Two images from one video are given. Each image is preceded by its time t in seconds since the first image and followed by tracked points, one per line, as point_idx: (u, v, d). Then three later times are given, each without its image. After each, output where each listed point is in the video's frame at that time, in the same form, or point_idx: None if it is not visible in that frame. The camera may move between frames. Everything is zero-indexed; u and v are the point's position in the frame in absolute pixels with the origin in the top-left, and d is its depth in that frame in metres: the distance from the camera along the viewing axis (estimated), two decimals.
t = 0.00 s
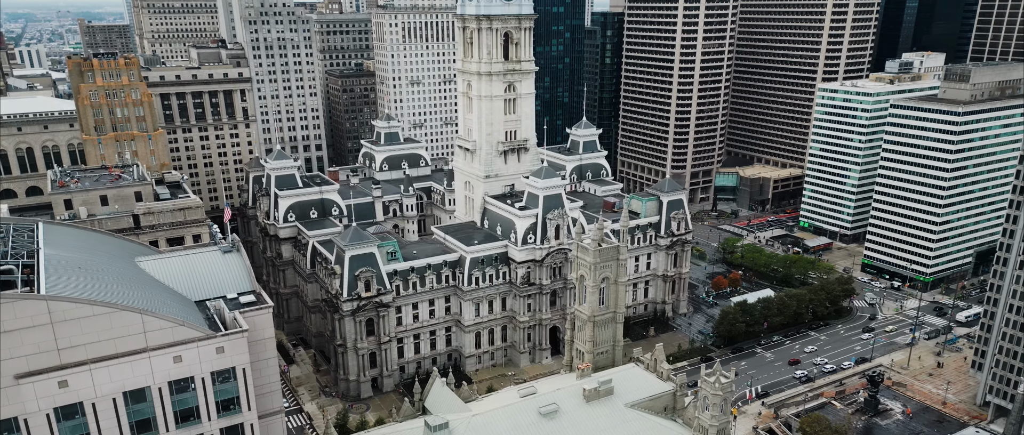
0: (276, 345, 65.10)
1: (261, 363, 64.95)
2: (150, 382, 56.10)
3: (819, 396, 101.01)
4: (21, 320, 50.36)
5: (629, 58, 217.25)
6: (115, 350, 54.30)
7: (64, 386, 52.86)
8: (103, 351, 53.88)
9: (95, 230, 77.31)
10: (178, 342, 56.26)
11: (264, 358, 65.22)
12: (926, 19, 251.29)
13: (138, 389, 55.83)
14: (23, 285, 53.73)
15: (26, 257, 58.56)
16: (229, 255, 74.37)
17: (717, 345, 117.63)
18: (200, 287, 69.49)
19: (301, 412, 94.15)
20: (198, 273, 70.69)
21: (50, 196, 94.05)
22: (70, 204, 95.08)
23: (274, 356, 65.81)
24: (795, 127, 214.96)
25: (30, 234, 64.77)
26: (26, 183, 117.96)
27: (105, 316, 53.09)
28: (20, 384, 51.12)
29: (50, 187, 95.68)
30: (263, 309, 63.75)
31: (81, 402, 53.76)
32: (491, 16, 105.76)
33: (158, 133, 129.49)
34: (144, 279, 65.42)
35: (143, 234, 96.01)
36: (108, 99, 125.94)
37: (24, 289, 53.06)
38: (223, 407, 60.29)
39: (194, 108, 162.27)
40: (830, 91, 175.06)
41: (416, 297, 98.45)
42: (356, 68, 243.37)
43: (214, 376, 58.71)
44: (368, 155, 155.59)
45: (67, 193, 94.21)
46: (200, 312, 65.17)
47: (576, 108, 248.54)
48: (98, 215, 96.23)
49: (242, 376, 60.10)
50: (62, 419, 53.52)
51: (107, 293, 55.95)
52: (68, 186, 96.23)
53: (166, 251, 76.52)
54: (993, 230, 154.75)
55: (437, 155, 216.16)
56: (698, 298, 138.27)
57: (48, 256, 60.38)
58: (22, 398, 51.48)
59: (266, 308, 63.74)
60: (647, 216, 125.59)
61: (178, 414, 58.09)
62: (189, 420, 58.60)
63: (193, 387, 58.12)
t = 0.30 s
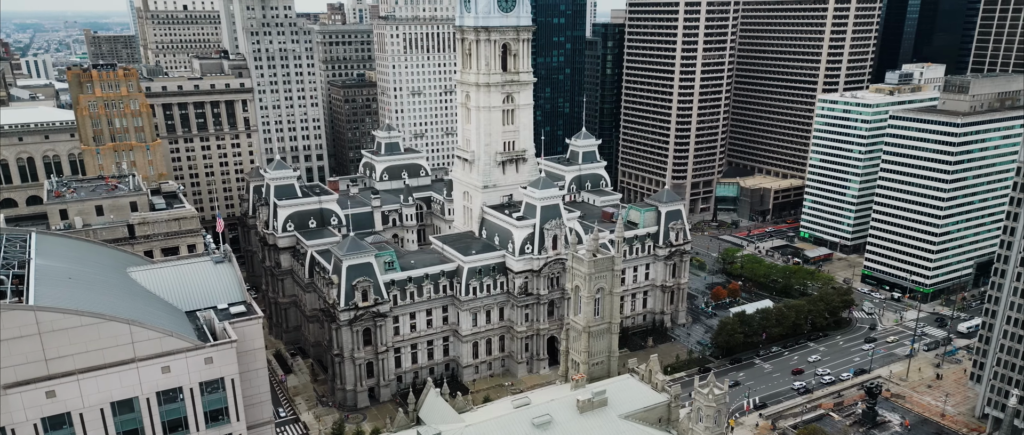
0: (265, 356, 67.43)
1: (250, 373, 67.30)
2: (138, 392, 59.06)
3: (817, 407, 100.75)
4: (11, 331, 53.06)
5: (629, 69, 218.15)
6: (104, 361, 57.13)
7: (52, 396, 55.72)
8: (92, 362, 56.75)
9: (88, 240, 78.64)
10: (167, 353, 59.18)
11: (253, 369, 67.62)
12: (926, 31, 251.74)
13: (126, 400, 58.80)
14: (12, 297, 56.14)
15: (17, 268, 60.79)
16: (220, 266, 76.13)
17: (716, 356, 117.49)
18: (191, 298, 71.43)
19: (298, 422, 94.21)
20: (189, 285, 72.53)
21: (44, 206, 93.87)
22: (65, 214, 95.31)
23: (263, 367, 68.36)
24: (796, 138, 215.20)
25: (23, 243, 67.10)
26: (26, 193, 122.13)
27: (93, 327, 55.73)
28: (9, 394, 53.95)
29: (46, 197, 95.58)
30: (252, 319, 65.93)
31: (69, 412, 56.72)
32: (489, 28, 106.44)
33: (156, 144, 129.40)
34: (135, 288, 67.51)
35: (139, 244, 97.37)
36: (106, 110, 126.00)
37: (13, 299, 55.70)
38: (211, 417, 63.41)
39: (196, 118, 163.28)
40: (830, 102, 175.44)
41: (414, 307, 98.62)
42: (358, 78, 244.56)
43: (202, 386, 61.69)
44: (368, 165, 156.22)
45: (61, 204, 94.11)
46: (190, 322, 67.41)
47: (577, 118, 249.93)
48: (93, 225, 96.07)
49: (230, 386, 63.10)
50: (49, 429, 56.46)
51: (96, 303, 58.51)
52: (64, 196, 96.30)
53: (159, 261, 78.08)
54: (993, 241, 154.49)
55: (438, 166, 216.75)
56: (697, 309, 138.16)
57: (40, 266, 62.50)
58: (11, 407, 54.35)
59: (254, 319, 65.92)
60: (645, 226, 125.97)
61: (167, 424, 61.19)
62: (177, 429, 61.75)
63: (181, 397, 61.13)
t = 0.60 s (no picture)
0: (255, 366, 69.13)
1: (240, 384, 68.90)
2: (127, 403, 59.87)
3: (817, 419, 100.37)
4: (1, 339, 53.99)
5: (631, 79, 218.95)
6: (93, 371, 57.92)
7: (41, 406, 56.54)
8: (82, 372, 57.52)
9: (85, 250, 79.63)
10: (157, 363, 60.06)
11: (243, 379, 69.23)
12: (929, 42, 252.01)
13: (115, 410, 59.60)
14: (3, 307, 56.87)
15: (10, 277, 61.64)
16: (213, 276, 76.79)
17: (716, 367, 117.18)
18: (183, 308, 71.77)
19: (295, 431, 94.23)
20: (181, 294, 73.02)
21: (42, 216, 94.65)
22: (62, 224, 96.06)
23: (254, 377, 69.88)
24: (798, 148, 215.35)
25: (16, 253, 68.12)
26: (29, 201, 123.76)
27: (83, 337, 56.63)
28: None
29: (44, 207, 96.47)
30: (243, 330, 67.71)
31: (59, 422, 57.45)
32: (489, 40, 107.18)
33: (156, 154, 130.42)
34: (127, 299, 68.09)
35: (135, 254, 97.23)
36: (107, 120, 126.28)
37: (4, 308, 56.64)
38: (202, 427, 64.30)
39: (199, 128, 164.44)
40: (832, 113, 175.60)
41: (413, 317, 98.84)
42: (361, 88, 246.12)
43: (192, 396, 62.55)
44: (370, 175, 156.94)
45: (59, 214, 95.00)
46: (181, 332, 67.79)
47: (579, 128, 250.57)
48: (90, 235, 96.77)
49: (220, 396, 63.94)
50: None
51: (86, 313, 59.46)
52: (62, 206, 97.22)
53: (153, 271, 78.83)
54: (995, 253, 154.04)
55: (439, 175, 217.43)
56: (697, 320, 137.91)
57: (32, 276, 63.19)
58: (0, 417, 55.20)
59: (245, 329, 67.66)
60: (645, 236, 126.27)
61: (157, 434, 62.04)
62: None
63: (171, 407, 61.94)
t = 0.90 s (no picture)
0: (247, 376, 69.58)
1: (232, 393, 69.32)
2: (118, 412, 60.28)
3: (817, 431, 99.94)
4: None
5: (634, 90, 219.60)
6: (85, 380, 58.41)
7: (32, 415, 57.05)
8: (73, 381, 58.01)
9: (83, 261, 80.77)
10: (149, 373, 60.49)
11: (236, 389, 69.69)
12: (934, 53, 251.49)
13: (106, 419, 60.03)
14: None
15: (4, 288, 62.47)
16: (208, 285, 77.31)
17: (717, 377, 116.79)
18: (175, 319, 72.44)
19: None
20: (175, 304, 73.70)
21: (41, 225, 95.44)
22: (60, 233, 96.56)
23: (246, 387, 70.21)
24: (801, 159, 215.13)
25: (12, 264, 69.17)
26: (33, 210, 122.54)
27: (74, 346, 57.18)
28: None
29: (43, 216, 97.49)
30: (236, 340, 68.16)
31: (50, 431, 57.93)
32: (489, 50, 107.81)
33: (157, 164, 135.58)
34: (121, 308, 68.74)
35: (132, 263, 97.24)
36: (108, 130, 131.31)
37: None
38: None
39: (203, 137, 165.57)
40: (834, 123, 175.56)
41: (413, 326, 99.00)
42: (366, 98, 247.40)
43: (183, 406, 62.89)
44: (373, 184, 157.57)
45: (57, 223, 95.79)
46: (173, 342, 68.40)
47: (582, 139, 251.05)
48: (88, 244, 97.29)
49: (211, 406, 64.22)
50: None
51: (78, 322, 60.06)
52: (61, 216, 98.17)
53: (149, 281, 79.70)
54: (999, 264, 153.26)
55: (442, 185, 218.07)
56: (699, 330, 137.59)
57: (27, 286, 63.96)
58: None
59: (238, 339, 68.25)
60: (646, 246, 126.33)
61: None
62: None
63: (162, 417, 62.33)
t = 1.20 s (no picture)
0: (239, 387, 70.01)
1: (223, 404, 69.83)
2: (109, 422, 60.76)
3: None
4: None
5: (638, 101, 220.15)
6: (75, 390, 58.90)
7: (23, 425, 57.57)
8: (63, 391, 58.52)
9: (79, 271, 81.13)
10: (139, 383, 60.94)
11: (227, 400, 70.20)
12: (939, 65, 251.01)
13: (96, 429, 60.52)
14: None
15: None
16: (202, 296, 78.15)
17: (717, 389, 116.33)
18: (168, 329, 72.74)
19: None
20: (168, 315, 74.13)
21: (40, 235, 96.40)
22: (59, 243, 97.38)
23: (238, 397, 70.66)
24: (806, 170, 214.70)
25: (8, 274, 69.87)
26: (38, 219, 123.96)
27: (65, 357, 57.62)
28: None
29: (42, 226, 98.30)
30: (228, 351, 68.71)
31: None
32: (490, 63, 108.42)
33: (158, 174, 133.36)
34: (114, 318, 69.21)
35: (129, 273, 97.59)
36: (110, 141, 129.60)
37: None
38: None
39: (209, 148, 166.95)
40: (838, 135, 175.37)
41: (412, 336, 99.20)
42: (371, 109, 248.85)
43: (174, 416, 63.33)
44: (376, 194, 158.25)
45: (56, 233, 96.71)
46: (164, 352, 68.47)
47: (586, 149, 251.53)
48: (87, 254, 98.15)
49: (202, 416, 64.63)
50: None
51: (71, 333, 60.57)
52: (60, 226, 99.16)
53: (144, 291, 80.16)
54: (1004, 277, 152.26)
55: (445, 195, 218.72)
56: (701, 341, 137.20)
57: (21, 295, 64.57)
58: None
59: (230, 350, 68.78)
60: (647, 258, 126.36)
61: None
62: None
63: (152, 427, 62.77)
